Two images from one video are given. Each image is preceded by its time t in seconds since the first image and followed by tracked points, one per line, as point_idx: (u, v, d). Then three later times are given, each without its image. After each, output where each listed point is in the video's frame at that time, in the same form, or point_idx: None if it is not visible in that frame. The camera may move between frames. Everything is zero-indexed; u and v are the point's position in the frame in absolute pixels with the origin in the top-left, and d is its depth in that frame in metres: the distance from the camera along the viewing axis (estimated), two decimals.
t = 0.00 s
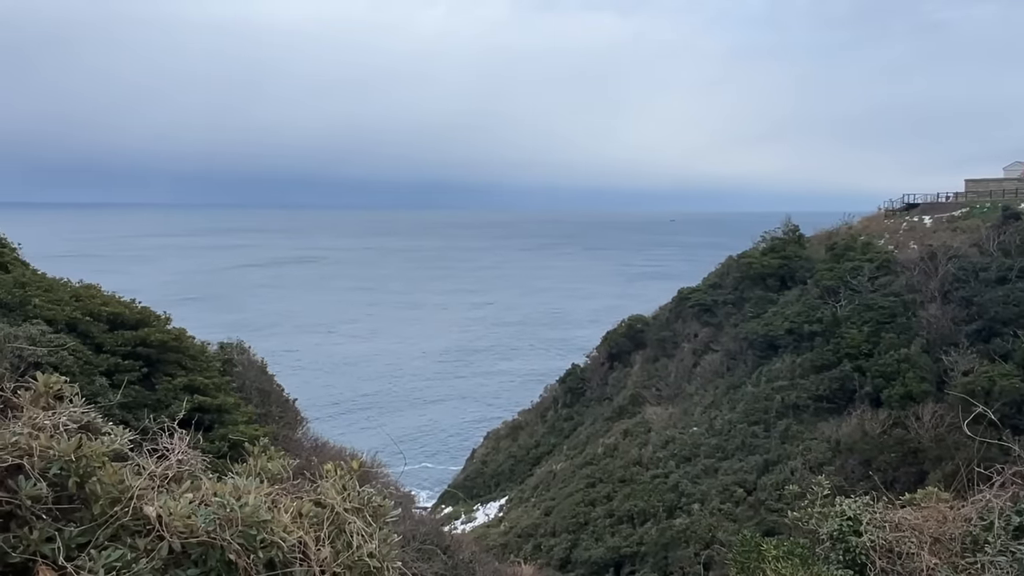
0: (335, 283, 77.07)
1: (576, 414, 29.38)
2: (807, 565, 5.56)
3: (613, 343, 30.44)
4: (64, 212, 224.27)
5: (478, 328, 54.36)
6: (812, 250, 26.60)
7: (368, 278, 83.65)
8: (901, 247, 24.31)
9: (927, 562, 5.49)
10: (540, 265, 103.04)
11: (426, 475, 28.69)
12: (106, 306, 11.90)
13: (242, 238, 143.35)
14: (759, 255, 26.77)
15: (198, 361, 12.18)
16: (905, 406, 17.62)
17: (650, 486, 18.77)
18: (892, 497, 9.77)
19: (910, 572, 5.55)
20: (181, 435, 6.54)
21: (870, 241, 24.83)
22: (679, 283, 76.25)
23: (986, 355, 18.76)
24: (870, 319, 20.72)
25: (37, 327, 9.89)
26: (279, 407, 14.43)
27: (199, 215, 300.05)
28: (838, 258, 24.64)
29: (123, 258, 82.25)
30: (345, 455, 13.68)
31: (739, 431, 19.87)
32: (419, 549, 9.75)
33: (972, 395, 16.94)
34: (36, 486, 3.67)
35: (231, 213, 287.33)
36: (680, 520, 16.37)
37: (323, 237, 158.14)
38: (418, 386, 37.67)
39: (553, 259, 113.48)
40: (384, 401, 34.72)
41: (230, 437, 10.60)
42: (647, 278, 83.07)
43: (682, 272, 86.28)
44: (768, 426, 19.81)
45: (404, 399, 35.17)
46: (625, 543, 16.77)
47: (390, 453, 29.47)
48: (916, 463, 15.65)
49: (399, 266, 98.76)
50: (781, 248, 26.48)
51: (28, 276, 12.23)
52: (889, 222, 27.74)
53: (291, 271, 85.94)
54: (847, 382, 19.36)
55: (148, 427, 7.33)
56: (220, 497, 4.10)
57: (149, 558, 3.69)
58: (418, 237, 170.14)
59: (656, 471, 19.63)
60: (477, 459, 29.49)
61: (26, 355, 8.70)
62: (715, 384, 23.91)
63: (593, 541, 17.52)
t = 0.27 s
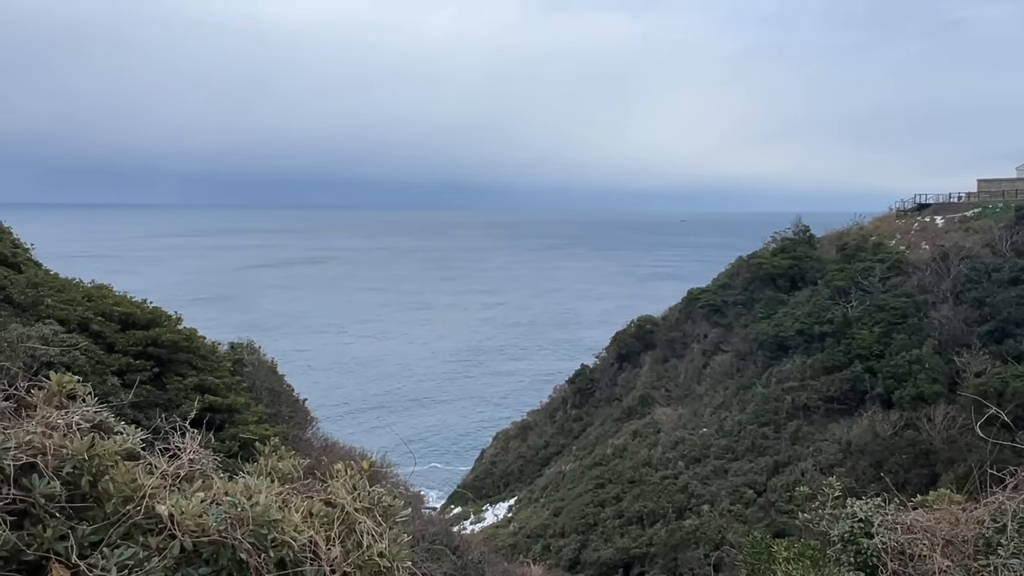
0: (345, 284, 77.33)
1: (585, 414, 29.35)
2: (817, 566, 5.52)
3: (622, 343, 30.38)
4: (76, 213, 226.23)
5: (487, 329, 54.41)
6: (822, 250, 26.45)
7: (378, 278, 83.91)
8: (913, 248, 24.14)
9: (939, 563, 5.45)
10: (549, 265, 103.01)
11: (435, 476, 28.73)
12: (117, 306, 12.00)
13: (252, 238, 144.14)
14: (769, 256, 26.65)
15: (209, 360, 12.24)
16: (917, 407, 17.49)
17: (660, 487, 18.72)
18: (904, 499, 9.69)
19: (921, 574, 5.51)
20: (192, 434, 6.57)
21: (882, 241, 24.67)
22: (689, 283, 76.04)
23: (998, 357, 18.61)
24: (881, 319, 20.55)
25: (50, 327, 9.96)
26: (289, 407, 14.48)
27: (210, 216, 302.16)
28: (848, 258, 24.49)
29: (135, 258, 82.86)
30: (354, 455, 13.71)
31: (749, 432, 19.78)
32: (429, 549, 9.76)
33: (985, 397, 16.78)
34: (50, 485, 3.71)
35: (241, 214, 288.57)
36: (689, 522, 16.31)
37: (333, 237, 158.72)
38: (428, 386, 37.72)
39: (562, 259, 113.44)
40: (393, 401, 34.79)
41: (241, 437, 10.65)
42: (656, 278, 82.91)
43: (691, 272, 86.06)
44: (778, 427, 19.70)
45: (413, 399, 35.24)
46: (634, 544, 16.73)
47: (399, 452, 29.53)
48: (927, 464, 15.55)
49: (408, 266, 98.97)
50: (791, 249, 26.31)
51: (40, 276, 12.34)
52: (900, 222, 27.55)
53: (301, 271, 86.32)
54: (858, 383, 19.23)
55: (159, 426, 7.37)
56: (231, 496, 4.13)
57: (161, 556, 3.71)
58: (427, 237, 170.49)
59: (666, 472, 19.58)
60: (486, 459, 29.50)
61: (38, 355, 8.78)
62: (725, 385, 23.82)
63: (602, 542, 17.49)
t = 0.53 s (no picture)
0: (354, 284, 77.55)
1: (593, 415, 29.30)
2: (827, 569, 5.50)
3: (630, 344, 30.30)
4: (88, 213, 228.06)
5: (495, 329, 54.44)
6: (832, 251, 26.29)
7: (387, 279, 84.13)
8: (924, 248, 23.94)
9: (951, 566, 5.40)
10: (558, 266, 102.97)
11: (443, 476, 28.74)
12: (128, 306, 12.08)
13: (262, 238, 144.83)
14: (778, 256, 26.49)
15: (219, 360, 12.29)
16: (928, 409, 17.34)
17: (668, 488, 18.67)
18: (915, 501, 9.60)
19: None
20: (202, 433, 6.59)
21: (892, 241, 24.50)
22: (698, 283, 75.83)
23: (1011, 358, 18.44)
24: (892, 320, 20.35)
25: (61, 327, 10.02)
26: (298, 407, 14.52)
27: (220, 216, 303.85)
28: (859, 258, 24.31)
29: (146, 258, 83.43)
30: (363, 455, 13.73)
31: (758, 433, 19.68)
32: (437, 549, 9.76)
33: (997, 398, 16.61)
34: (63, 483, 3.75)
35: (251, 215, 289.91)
36: (698, 523, 16.25)
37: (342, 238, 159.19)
38: (436, 386, 37.76)
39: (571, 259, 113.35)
40: (402, 401, 34.84)
41: (251, 436, 10.70)
42: (665, 279, 82.71)
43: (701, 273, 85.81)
44: (788, 429, 19.58)
45: (422, 399, 35.28)
46: (642, 545, 16.69)
47: (408, 453, 29.56)
48: (939, 467, 15.44)
49: (417, 266, 99.17)
50: (801, 249, 26.12)
51: (52, 276, 12.45)
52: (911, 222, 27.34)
53: (311, 271, 86.66)
54: (868, 385, 19.10)
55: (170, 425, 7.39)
56: (242, 496, 4.16)
57: (172, 554, 3.73)
58: (436, 237, 170.79)
59: (675, 473, 19.52)
60: (495, 459, 29.50)
61: (50, 354, 8.85)
62: (734, 386, 23.72)
63: (611, 543, 17.45)
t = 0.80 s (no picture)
0: (363, 284, 77.76)
1: (601, 416, 29.27)
2: (837, 570, 5.47)
3: (638, 344, 30.24)
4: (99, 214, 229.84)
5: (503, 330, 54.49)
6: (842, 251, 26.16)
7: (395, 279, 84.36)
8: (934, 248, 23.77)
9: (961, 569, 5.36)
10: (566, 266, 102.93)
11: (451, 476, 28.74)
12: (138, 305, 12.16)
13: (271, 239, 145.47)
14: (787, 256, 26.36)
15: (228, 360, 12.31)
16: (938, 410, 17.19)
17: (677, 489, 18.63)
18: (925, 503, 9.54)
19: None
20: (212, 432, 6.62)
21: (902, 242, 24.35)
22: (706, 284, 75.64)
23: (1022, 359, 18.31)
24: (901, 321, 20.25)
25: (72, 327, 10.07)
26: (306, 407, 14.56)
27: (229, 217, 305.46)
28: (868, 259, 24.14)
29: (156, 258, 83.94)
30: (371, 455, 13.74)
31: (766, 434, 19.58)
32: (445, 549, 9.75)
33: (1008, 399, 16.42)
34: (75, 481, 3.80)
35: (259, 216, 291.16)
36: (706, 524, 16.20)
37: (350, 238, 159.63)
38: (444, 386, 37.79)
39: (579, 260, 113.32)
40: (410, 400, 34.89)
41: (260, 436, 10.74)
42: (673, 279, 82.54)
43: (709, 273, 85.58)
44: (796, 430, 19.45)
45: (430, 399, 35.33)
46: (651, 546, 16.66)
47: (416, 452, 29.60)
48: (949, 468, 15.44)
49: (424, 267, 99.37)
50: (810, 250, 25.93)
51: (63, 276, 12.58)
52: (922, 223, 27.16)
53: (319, 271, 86.98)
54: (877, 385, 18.98)
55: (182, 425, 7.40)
56: (250, 495, 4.18)
57: (181, 553, 3.76)
58: (444, 238, 171.05)
59: (683, 474, 19.48)
60: (503, 459, 29.49)
61: (61, 353, 8.92)
62: (742, 387, 23.64)
63: (618, 544, 17.44)
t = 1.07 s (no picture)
0: (370, 284, 77.93)
1: (608, 416, 29.22)
2: (846, 571, 5.42)
3: (645, 345, 30.17)
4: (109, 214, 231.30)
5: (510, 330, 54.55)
6: (849, 251, 26.04)
7: (402, 279, 84.55)
8: (944, 248, 23.56)
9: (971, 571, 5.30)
10: (573, 266, 102.98)
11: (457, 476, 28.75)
12: (146, 306, 12.22)
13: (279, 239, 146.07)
14: (794, 256, 26.23)
15: (235, 360, 12.39)
16: (946, 411, 17.10)
17: (684, 490, 18.61)
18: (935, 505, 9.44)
19: None
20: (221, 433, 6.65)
21: (910, 242, 24.21)
22: (714, 284, 75.53)
23: None
24: (910, 322, 20.18)
25: (81, 326, 10.10)
26: (313, 407, 14.61)
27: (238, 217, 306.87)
28: (877, 259, 24.00)
29: (165, 258, 84.42)
30: (377, 456, 13.78)
31: (774, 435, 19.46)
32: (452, 549, 9.76)
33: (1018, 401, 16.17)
34: (84, 480, 3.84)
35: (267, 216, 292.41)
36: (713, 525, 16.18)
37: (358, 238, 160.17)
38: (451, 386, 37.86)
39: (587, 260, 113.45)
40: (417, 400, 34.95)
41: (268, 436, 10.78)
42: (681, 280, 82.46)
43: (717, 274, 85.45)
44: (804, 431, 19.30)
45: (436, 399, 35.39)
46: (658, 547, 16.66)
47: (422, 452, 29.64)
48: (958, 469, 15.30)
49: (431, 266, 99.54)
50: (818, 249, 25.67)
51: (72, 277, 12.67)
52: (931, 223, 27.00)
53: (327, 271, 87.27)
54: (886, 386, 18.93)
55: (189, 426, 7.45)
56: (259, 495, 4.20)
57: (190, 552, 3.78)
58: (451, 238, 171.33)
59: (690, 475, 19.43)
60: (509, 459, 29.49)
61: (69, 353, 8.93)
62: (750, 387, 23.55)
63: (626, 545, 17.38)
